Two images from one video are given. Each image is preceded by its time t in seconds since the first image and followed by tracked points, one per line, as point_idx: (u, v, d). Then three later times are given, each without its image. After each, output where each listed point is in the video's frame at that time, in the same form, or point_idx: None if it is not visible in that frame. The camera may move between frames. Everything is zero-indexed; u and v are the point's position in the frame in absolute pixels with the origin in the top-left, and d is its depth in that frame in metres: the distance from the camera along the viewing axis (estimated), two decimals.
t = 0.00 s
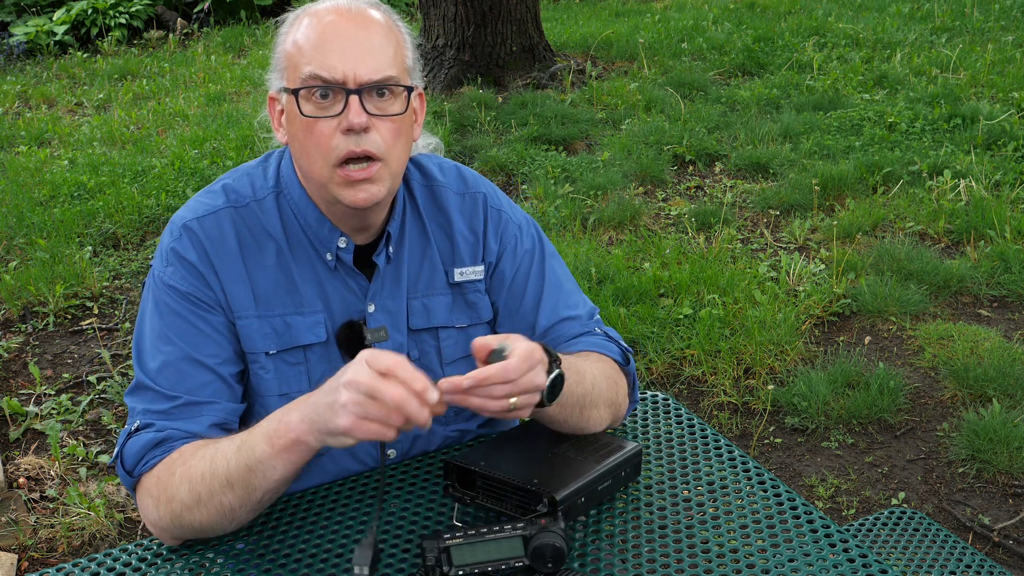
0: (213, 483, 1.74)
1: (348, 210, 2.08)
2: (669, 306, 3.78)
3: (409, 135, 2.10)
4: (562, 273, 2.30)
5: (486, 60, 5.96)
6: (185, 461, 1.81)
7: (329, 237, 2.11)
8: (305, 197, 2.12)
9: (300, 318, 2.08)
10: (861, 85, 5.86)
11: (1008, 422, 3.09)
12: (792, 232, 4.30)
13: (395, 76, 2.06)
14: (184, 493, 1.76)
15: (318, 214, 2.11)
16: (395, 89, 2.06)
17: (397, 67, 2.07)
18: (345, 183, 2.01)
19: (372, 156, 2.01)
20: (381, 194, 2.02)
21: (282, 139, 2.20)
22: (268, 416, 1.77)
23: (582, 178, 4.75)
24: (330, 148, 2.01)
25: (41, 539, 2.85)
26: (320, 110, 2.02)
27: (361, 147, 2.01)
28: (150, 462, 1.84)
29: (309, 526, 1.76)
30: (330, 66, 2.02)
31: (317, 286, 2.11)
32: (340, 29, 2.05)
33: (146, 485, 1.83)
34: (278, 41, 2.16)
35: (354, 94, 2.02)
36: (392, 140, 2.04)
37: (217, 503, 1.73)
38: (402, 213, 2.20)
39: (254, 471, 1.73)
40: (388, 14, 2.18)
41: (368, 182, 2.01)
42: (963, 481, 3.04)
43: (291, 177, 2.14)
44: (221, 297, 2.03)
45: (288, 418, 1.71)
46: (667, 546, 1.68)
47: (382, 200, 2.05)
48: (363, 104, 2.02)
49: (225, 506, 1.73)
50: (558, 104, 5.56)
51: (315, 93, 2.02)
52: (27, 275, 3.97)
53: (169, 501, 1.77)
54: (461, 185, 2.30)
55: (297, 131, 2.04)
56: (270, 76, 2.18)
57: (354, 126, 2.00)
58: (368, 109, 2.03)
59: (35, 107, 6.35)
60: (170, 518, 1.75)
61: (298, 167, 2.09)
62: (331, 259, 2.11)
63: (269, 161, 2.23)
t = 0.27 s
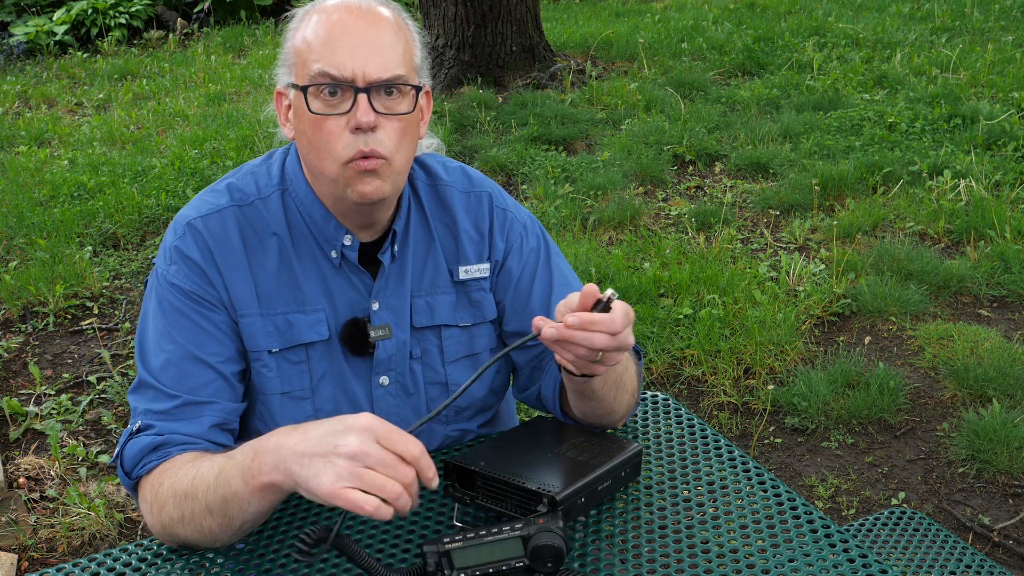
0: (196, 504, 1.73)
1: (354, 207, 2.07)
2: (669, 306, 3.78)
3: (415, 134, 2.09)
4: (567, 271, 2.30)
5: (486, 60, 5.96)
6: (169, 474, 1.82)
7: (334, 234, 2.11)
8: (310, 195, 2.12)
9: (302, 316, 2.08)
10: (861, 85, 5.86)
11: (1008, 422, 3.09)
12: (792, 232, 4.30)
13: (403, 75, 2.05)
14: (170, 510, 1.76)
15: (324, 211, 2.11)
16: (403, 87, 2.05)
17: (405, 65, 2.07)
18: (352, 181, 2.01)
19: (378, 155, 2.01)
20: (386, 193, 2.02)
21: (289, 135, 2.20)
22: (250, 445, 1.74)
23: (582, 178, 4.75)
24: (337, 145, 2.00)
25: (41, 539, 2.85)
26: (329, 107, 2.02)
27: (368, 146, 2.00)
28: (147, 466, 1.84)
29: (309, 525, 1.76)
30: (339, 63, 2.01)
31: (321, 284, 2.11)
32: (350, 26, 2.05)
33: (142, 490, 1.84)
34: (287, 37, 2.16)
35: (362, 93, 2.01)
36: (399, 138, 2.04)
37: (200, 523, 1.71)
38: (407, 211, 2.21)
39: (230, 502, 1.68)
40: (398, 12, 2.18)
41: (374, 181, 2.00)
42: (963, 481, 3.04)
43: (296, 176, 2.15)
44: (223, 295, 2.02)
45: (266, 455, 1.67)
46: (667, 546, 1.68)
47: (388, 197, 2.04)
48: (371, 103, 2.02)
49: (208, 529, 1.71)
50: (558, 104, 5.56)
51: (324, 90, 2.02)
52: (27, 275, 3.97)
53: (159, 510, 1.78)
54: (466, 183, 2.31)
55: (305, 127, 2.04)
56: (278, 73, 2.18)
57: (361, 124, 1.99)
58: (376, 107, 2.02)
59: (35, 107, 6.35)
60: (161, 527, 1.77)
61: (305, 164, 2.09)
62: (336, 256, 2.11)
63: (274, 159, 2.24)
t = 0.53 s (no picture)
0: (191, 516, 1.70)
1: (356, 205, 2.08)
2: (669, 306, 3.78)
3: (418, 134, 2.09)
4: (568, 269, 2.30)
5: (486, 60, 5.96)
6: (162, 482, 1.81)
7: (337, 233, 2.11)
8: (312, 193, 2.12)
9: (303, 315, 2.08)
10: (861, 85, 5.86)
11: (1007, 422, 3.09)
12: (792, 231, 4.30)
13: (407, 74, 2.05)
14: (163, 518, 1.74)
15: (326, 210, 2.11)
16: (408, 87, 2.05)
17: (409, 65, 2.07)
18: (355, 180, 2.01)
19: (381, 153, 2.01)
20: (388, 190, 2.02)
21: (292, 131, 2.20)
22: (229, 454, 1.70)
23: (582, 178, 4.75)
24: (340, 143, 2.00)
25: (41, 539, 2.85)
26: (332, 106, 2.02)
27: (371, 146, 2.00)
28: (146, 468, 1.85)
29: (308, 525, 1.76)
30: (344, 63, 2.01)
31: (322, 283, 2.11)
32: (355, 25, 2.05)
33: (140, 493, 1.84)
34: (291, 33, 2.16)
35: (366, 92, 2.01)
36: (402, 138, 2.04)
37: (199, 534, 1.69)
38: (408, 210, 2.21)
39: (225, 512, 1.66)
40: (404, 11, 2.18)
41: (376, 177, 2.00)
42: (963, 481, 3.04)
43: (298, 174, 2.14)
44: (225, 295, 2.02)
45: (246, 465, 1.64)
46: (667, 546, 1.68)
47: (390, 194, 2.04)
48: (375, 104, 2.01)
49: (208, 540, 1.69)
50: (558, 104, 5.56)
51: (327, 88, 2.02)
52: (27, 275, 3.97)
53: (156, 519, 1.76)
54: (467, 183, 2.31)
55: (308, 125, 2.04)
56: (281, 69, 2.18)
57: (365, 124, 1.99)
58: (380, 106, 2.02)
59: (35, 107, 6.35)
60: (161, 536, 1.73)
61: (309, 163, 2.09)
62: (338, 255, 2.11)
63: (276, 157, 2.23)
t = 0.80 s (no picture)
0: (189, 506, 1.73)
1: (357, 198, 2.07)
2: (669, 306, 3.78)
3: (420, 127, 2.09)
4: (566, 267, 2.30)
5: (486, 60, 5.96)
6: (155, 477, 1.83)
7: (335, 230, 2.11)
8: (311, 191, 2.12)
9: (300, 313, 2.08)
10: (861, 85, 5.86)
11: (1008, 422, 3.09)
12: (792, 232, 4.30)
13: (409, 68, 2.05)
14: (164, 511, 1.77)
15: (325, 207, 2.11)
16: (410, 80, 2.06)
17: (411, 59, 2.07)
18: (358, 170, 2.01)
19: (384, 145, 2.01)
20: (390, 182, 2.02)
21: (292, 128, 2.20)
22: (217, 442, 1.71)
23: (582, 178, 4.75)
24: (343, 135, 2.00)
25: (41, 539, 2.85)
26: (335, 97, 2.02)
27: (375, 136, 2.00)
28: (144, 466, 1.86)
29: (309, 526, 1.76)
30: (347, 55, 2.01)
31: (320, 281, 2.11)
32: (358, 18, 2.05)
33: (140, 491, 1.85)
34: (291, 28, 2.16)
35: (370, 84, 2.01)
36: (404, 130, 2.03)
37: (199, 523, 1.72)
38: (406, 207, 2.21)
39: (223, 495, 1.70)
40: (404, 7, 2.18)
41: (379, 170, 2.01)
42: (963, 481, 3.04)
43: (297, 172, 2.14)
44: (222, 293, 2.02)
45: (238, 450, 1.66)
46: (667, 546, 1.68)
47: (392, 186, 2.04)
48: (378, 94, 2.01)
49: (208, 527, 1.72)
50: (558, 104, 5.56)
51: (330, 80, 2.02)
52: (27, 275, 3.97)
53: (155, 512, 1.79)
54: (465, 181, 2.31)
55: (310, 117, 2.03)
56: (281, 64, 2.18)
57: (369, 114, 1.99)
58: (383, 98, 2.02)
59: (35, 107, 6.35)
60: (159, 529, 1.77)
61: (309, 157, 2.09)
62: (336, 252, 2.11)
63: (275, 156, 2.23)
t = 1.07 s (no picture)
0: (184, 498, 1.75)
1: (359, 189, 2.06)
2: (669, 306, 3.78)
3: (421, 121, 2.10)
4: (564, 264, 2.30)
5: (486, 60, 5.96)
6: (151, 471, 1.83)
7: (333, 227, 2.11)
8: (310, 188, 2.13)
9: (298, 310, 2.08)
10: (861, 85, 5.86)
11: (1008, 422, 3.09)
12: (792, 231, 4.30)
13: (412, 62, 2.05)
14: (161, 506, 1.78)
15: (324, 203, 2.12)
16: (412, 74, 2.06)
17: (413, 54, 2.07)
18: (359, 163, 2.01)
19: (387, 137, 2.00)
20: (392, 175, 2.02)
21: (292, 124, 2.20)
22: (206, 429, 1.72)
23: (582, 178, 4.75)
24: (346, 127, 2.00)
25: (41, 539, 2.85)
26: (339, 90, 2.02)
27: (377, 128, 2.00)
28: (143, 462, 1.86)
29: (309, 526, 1.75)
30: (351, 48, 2.01)
31: (318, 278, 2.11)
32: (361, 13, 2.05)
33: (138, 487, 1.86)
34: (292, 24, 2.16)
35: (373, 76, 2.01)
36: (407, 123, 2.03)
37: (195, 516, 1.73)
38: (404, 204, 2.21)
39: (219, 485, 1.73)
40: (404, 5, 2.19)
41: (380, 161, 2.00)
42: (963, 481, 3.04)
43: (296, 170, 2.15)
44: (221, 290, 2.03)
45: (227, 438, 1.67)
46: (667, 546, 1.68)
47: (394, 179, 2.04)
48: (381, 88, 2.01)
49: (205, 519, 1.73)
50: (558, 104, 5.56)
51: (334, 73, 2.02)
52: (27, 275, 3.97)
53: (152, 508, 1.80)
54: (462, 177, 2.31)
55: (312, 109, 2.03)
56: (282, 59, 2.17)
57: (372, 106, 1.99)
58: (386, 92, 2.02)
59: (35, 107, 6.35)
60: (157, 525, 1.78)
61: (310, 152, 2.09)
62: (334, 249, 2.11)
63: (274, 155, 2.23)
